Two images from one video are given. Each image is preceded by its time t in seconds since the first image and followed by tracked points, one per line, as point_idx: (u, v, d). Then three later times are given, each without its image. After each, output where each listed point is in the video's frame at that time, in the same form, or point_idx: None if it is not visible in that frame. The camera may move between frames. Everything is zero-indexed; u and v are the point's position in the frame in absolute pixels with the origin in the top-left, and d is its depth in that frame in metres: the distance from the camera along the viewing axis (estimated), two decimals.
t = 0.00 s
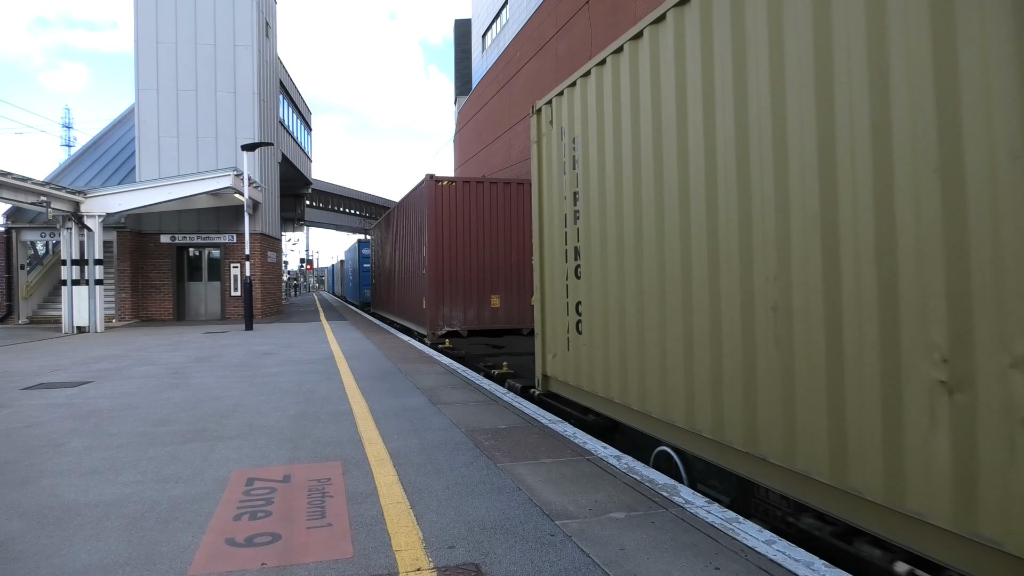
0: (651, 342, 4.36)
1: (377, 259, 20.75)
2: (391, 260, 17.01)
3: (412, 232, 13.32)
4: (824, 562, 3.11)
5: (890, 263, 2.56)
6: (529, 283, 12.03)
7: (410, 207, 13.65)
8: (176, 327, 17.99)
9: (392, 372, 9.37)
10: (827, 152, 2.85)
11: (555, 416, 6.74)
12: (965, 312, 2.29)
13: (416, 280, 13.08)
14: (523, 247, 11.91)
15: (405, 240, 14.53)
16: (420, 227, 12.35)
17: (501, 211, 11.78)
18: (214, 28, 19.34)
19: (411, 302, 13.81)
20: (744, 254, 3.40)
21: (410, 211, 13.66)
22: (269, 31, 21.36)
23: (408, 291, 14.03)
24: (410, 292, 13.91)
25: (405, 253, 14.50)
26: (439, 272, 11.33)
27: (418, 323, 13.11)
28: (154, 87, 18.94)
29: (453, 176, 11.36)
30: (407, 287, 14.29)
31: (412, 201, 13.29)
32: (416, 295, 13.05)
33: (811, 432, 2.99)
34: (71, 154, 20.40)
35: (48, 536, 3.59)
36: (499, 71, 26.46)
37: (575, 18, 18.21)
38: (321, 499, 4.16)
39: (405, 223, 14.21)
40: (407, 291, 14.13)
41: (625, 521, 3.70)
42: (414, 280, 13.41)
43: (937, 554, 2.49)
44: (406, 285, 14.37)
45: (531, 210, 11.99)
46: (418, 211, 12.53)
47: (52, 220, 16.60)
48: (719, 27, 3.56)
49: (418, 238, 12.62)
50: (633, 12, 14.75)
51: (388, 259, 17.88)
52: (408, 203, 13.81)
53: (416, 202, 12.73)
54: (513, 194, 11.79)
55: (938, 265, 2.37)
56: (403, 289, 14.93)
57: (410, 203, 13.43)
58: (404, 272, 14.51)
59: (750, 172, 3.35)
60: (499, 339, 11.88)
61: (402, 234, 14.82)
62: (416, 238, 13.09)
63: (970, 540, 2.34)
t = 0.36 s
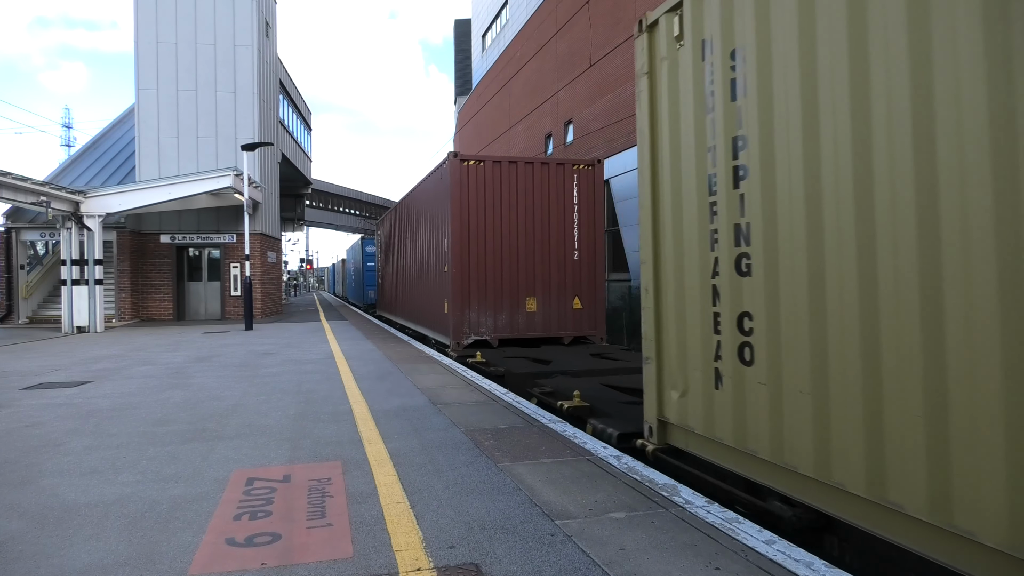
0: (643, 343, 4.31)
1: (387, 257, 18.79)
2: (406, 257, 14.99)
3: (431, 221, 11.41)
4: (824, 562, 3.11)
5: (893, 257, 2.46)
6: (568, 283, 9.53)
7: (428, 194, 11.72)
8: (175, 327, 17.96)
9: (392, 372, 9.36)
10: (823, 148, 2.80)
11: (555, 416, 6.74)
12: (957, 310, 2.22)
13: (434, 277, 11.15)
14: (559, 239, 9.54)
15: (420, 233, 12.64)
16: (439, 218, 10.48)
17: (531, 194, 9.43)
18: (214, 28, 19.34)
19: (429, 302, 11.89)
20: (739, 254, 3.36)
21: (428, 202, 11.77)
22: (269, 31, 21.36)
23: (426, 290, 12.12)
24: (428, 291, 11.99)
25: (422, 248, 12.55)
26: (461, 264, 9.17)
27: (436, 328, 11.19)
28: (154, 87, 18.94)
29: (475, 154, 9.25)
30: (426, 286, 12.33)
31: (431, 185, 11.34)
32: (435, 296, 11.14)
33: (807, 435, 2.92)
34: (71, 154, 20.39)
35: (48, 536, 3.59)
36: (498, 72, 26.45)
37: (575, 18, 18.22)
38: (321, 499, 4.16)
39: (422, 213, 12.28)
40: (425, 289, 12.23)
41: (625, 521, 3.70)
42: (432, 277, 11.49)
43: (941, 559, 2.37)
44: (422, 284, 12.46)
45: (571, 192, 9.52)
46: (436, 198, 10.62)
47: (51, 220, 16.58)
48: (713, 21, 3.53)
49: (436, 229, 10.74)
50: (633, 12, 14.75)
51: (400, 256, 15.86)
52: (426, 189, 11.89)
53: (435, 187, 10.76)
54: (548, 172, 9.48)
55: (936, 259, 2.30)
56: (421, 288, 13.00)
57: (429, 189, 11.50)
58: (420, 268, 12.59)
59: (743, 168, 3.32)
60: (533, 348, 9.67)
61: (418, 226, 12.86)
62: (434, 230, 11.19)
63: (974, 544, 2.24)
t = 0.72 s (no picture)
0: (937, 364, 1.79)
1: (392, 257, 17.02)
2: (416, 254, 13.26)
3: (452, 210, 9.69)
4: (824, 562, 3.11)
5: None
6: (630, 282, 7.93)
7: (449, 178, 9.95)
8: (175, 327, 17.96)
9: (392, 372, 9.34)
10: None
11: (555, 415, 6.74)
12: None
13: (458, 275, 9.37)
14: (620, 229, 7.91)
15: (438, 225, 10.90)
16: (467, 203, 8.73)
17: (588, 173, 7.79)
18: (214, 28, 19.33)
19: (448, 305, 10.17)
20: None
21: (448, 187, 10.05)
22: (269, 31, 21.34)
23: (445, 291, 10.34)
24: (447, 292, 10.21)
25: (439, 243, 10.84)
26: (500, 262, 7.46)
27: (461, 335, 9.35)
28: (154, 87, 18.95)
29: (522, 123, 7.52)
30: (443, 286, 10.59)
31: (453, 168, 9.60)
32: (459, 297, 9.38)
33: None
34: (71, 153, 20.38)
35: (47, 536, 3.59)
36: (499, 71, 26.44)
37: (575, 18, 18.20)
38: (321, 499, 4.16)
39: (440, 201, 10.57)
40: (444, 289, 10.50)
41: (625, 521, 3.70)
42: (454, 275, 9.74)
43: None
44: (440, 283, 10.68)
45: (635, 174, 7.94)
46: (464, 181, 8.87)
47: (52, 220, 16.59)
48: None
49: (464, 217, 8.98)
50: (633, 12, 14.74)
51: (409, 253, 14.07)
52: (445, 174, 10.16)
53: (461, 168, 9.02)
54: (608, 148, 7.84)
55: None
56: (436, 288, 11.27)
57: (451, 171, 9.76)
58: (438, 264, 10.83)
59: None
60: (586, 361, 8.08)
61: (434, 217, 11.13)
62: (457, 218, 9.39)
63: None
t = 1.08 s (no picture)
0: None
1: (400, 262, 15.32)
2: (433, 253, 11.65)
3: (488, 197, 8.18)
4: (824, 562, 3.11)
5: None
6: (731, 281, 6.46)
7: (483, 159, 8.45)
8: (175, 327, 17.97)
9: (392, 372, 9.34)
10: None
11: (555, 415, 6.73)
12: None
13: (498, 274, 7.83)
14: (715, 212, 6.45)
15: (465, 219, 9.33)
16: (512, 185, 7.24)
17: (675, 141, 6.33)
18: (214, 28, 19.33)
19: (481, 312, 8.59)
20: None
21: (482, 170, 8.55)
22: (269, 31, 21.33)
23: (478, 295, 8.75)
24: (480, 295, 8.64)
25: (467, 239, 9.30)
26: (567, 252, 6.00)
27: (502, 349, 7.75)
28: (155, 87, 18.95)
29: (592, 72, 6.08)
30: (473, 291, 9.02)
31: (490, 145, 8.13)
32: (498, 301, 7.80)
33: None
34: (71, 153, 20.36)
35: (47, 536, 3.58)
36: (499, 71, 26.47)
37: (575, 18, 18.21)
38: (321, 499, 4.16)
39: (471, 187, 9.07)
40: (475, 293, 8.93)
41: (625, 521, 3.70)
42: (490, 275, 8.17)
43: None
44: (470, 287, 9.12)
45: (736, 142, 6.52)
46: (508, 156, 7.38)
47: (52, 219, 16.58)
48: None
49: (505, 203, 7.48)
50: (633, 12, 14.75)
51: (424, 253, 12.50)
52: (479, 154, 8.67)
53: (504, 142, 7.52)
54: (701, 109, 6.41)
55: None
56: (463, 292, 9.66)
57: (487, 150, 8.26)
58: (467, 263, 9.30)
59: None
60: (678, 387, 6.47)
61: (461, 208, 9.59)
62: (495, 205, 7.89)
63: None
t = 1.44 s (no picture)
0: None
1: (413, 264, 13.41)
2: (458, 252, 9.79)
3: (546, 177, 6.36)
4: (824, 562, 3.11)
5: None
6: (921, 279, 4.61)
7: (534, 130, 6.68)
8: (175, 327, 17.95)
9: (392, 372, 9.33)
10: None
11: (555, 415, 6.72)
12: None
13: (564, 277, 5.99)
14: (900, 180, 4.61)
15: (507, 208, 7.53)
16: (588, 156, 5.43)
17: (845, 74, 4.49)
18: (214, 28, 19.33)
19: (536, 326, 6.74)
20: None
21: (532, 145, 6.76)
22: (269, 31, 21.31)
23: (530, 301, 6.90)
24: (533, 304, 6.80)
25: (509, 233, 7.48)
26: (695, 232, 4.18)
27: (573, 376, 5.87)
28: (154, 87, 18.95)
29: None
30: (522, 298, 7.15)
31: (548, 110, 6.34)
32: (565, 312, 5.97)
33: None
34: (71, 153, 20.34)
35: (47, 536, 3.58)
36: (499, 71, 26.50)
37: (575, 18, 18.24)
38: (320, 499, 4.16)
39: (515, 168, 7.28)
40: (524, 302, 7.08)
41: (626, 521, 3.70)
42: (550, 278, 6.34)
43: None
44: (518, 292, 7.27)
45: (926, 80, 4.66)
46: (580, 118, 5.58)
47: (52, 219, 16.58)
48: None
49: (576, 181, 5.66)
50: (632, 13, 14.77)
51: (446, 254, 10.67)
52: (528, 124, 6.89)
53: (570, 103, 5.76)
54: (881, 27, 4.55)
55: None
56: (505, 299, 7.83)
57: (542, 116, 6.47)
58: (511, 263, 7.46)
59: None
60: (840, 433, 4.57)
61: (501, 195, 7.79)
62: (557, 185, 6.08)
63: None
